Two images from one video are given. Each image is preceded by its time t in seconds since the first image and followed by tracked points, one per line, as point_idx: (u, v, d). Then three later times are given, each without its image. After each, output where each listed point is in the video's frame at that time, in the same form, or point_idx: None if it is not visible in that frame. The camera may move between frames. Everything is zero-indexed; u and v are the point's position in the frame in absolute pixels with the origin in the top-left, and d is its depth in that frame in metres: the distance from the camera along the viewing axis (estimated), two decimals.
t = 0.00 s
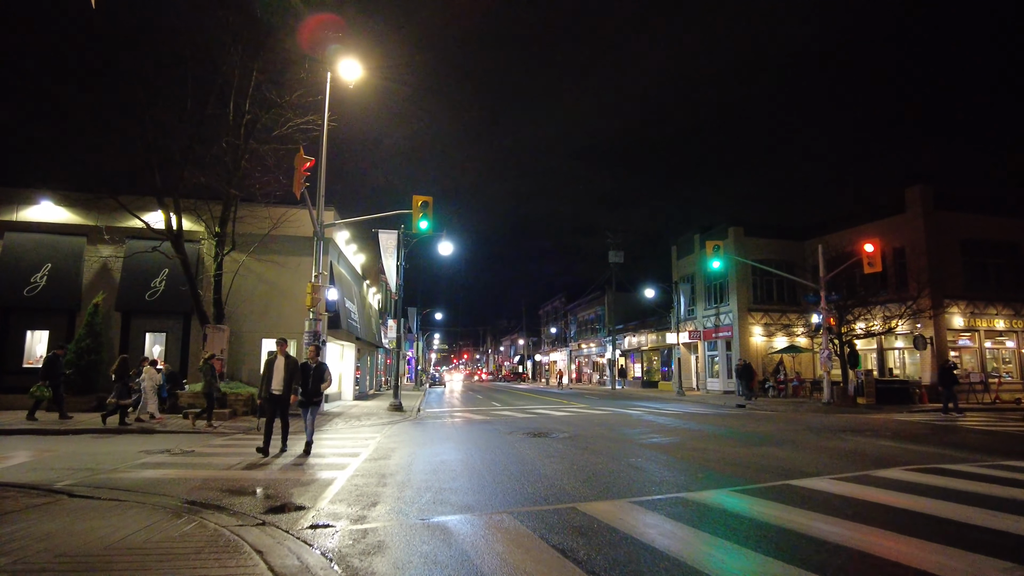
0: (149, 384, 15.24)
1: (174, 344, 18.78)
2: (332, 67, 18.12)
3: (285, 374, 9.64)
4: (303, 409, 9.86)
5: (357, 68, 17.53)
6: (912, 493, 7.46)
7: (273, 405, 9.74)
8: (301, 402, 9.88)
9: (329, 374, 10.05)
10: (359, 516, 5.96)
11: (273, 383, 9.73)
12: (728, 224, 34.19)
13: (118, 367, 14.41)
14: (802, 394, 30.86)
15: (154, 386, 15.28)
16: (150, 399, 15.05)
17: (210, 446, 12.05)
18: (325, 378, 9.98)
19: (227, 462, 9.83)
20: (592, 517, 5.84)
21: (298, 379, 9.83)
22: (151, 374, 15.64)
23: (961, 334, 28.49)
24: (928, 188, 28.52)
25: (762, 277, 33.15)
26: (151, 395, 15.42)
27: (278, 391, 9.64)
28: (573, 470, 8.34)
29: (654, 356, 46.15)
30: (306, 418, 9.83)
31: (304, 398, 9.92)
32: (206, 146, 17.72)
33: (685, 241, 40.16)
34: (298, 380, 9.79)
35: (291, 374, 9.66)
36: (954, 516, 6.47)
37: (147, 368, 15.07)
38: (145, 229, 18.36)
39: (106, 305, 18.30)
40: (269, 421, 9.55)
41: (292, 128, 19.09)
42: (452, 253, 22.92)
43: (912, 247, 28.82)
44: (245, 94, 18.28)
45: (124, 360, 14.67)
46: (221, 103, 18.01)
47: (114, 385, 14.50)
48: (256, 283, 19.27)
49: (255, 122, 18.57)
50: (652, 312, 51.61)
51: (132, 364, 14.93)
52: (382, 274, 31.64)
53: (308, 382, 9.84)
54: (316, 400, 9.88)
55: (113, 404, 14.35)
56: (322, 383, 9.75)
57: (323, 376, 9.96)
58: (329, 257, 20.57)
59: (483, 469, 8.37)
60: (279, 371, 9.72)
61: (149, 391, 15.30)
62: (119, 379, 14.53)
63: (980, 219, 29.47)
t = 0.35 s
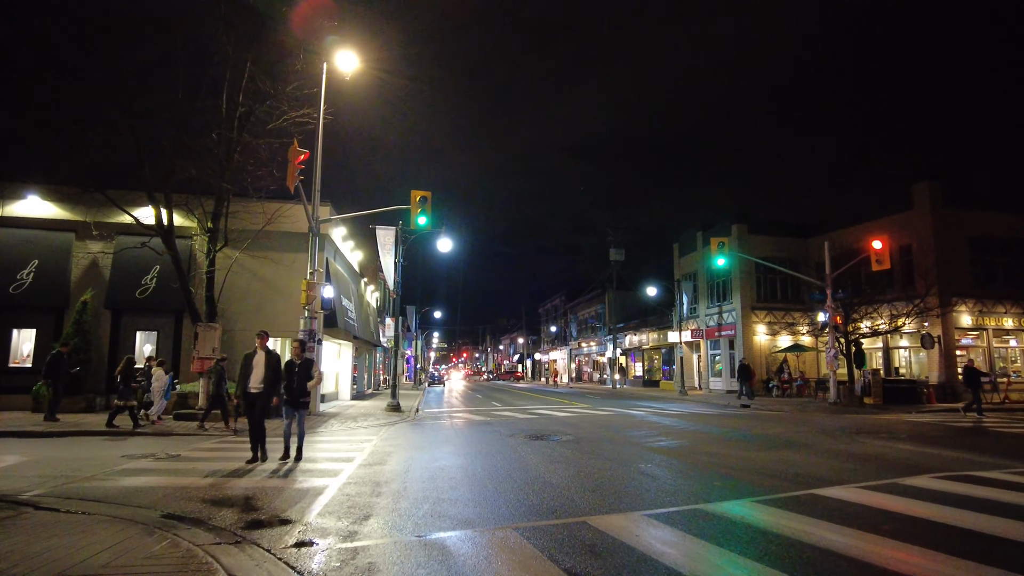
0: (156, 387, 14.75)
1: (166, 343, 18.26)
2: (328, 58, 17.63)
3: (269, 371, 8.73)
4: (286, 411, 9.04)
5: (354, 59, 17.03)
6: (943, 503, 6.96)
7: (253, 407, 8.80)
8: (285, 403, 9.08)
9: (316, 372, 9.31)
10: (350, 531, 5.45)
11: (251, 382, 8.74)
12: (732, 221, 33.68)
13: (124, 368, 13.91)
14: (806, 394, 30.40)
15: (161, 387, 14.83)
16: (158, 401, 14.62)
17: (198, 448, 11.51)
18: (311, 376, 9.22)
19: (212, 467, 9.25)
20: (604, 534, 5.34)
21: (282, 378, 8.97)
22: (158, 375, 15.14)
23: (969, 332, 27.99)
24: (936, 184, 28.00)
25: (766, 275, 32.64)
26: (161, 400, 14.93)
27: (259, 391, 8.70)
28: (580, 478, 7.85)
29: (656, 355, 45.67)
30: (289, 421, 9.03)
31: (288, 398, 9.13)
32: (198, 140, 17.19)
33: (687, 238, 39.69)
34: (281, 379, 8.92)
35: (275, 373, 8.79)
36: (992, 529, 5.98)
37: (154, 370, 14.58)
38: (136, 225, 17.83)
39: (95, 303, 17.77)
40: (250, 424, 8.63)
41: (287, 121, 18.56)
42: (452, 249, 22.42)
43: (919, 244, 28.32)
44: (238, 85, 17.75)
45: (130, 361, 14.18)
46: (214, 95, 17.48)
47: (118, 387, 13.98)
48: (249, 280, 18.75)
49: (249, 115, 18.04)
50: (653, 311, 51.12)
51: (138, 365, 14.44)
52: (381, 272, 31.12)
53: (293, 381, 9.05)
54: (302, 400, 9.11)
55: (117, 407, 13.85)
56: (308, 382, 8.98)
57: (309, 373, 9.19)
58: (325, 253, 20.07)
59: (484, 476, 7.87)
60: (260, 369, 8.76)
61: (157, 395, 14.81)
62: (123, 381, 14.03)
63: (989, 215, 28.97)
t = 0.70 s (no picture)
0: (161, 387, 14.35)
1: (155, 342, 17.67)
2: (323, 48, 17.03)
3: (247, 375, 8.02)
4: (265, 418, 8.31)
5: (349, 49, 16.46)
6: (983, 514, 6.39)
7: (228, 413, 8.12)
8: (264, 409, 8.30)
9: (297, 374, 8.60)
10: (339, 552, 4.88)
11: (227, 386, 8.04)
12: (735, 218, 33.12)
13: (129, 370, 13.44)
14: (811, 394, 29.92)
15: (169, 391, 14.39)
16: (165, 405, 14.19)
17: (183, 452, 10.90)
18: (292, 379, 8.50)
19: (192, 475, 8.63)
20: (623, 556, 4.75)
21: (260, 381, 8.29)
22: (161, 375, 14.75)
23: (978, 331, 27.47)
24: (944, 179, 27.46)
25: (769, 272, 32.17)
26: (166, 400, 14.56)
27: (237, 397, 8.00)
28: (590, 487, 7.27)
29: (657, 354, 45.14)
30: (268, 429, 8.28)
31: (266, 404, 8.37)
32: (188, 132, 16.59)
33: (690, 236, 39.20)
34: (259, 382, 8.24)
35: (252, 375, 8.05)
36: None
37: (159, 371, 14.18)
38: (123, 220, 17.21)
39: (80, 301, 17.17)
40: (226, 432, 7.98)
41: (280, 114, 17.99)
42: (450, 246, 21.87)
43: (926, 241, 27.76)
44: (229, 76, 17.15)
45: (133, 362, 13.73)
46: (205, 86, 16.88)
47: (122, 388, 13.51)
48: (241, 277, 18.18)
49: (241, 107, 17.45)
50: (654, 310, 50.59)
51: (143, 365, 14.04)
52: (378, 270, 30.55)
53: (272, 384, 8.31)
54: (282, 405, 8.37)
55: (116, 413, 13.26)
56: (289, 385, 8.25)
57: (290, 376, 8.45)
58: (320, 250, 19.48)
59: (486, 486, 7.29)
60: (236, 373, 8.05)
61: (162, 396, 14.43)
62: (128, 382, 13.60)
63: (997, 212, 28.44)
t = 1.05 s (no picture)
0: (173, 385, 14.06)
1: (150, 340, 17.12)
2: (323, 36, 16.52)
3: (226, 369, 7.22)
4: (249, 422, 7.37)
5: (350, 38, 15.95)
6: None
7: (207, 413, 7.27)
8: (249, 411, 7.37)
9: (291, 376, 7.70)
10: (333, 568, 4.33)
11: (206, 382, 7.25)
12: (743, 214, 32.54)
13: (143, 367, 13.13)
14: (821, 393, 29.40)
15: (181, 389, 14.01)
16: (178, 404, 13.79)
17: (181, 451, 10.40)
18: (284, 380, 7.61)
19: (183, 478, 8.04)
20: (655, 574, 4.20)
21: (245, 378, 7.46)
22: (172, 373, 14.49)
23: (992, 330, 26.89)
24: (957, 174, 26.86)
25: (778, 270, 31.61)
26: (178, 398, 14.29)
27: (215, 394, 7.19)
28: (608, 494, 6.71)
29: (662, 353, 44.58)
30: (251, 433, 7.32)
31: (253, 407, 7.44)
32: (184, 123, 16.05)
33: (696, 233, 38.63)
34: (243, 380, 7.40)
35: (233, 370, 7.26)
36: None
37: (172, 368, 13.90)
38: (117, 214, 16.67)
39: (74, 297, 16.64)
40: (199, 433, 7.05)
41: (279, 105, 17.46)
42: (453, 241, 21.34)
43: (939, 237, 27.13)
44: (227, 64, 16.62)
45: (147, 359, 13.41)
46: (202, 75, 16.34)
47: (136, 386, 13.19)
48: (239, 272, 17.66)
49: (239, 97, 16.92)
50: (659, 308, 50.02)
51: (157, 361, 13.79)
52: (379, 267, 30.02)
53: (259, 384, 7.44)
54: (269, 409, 7.41)
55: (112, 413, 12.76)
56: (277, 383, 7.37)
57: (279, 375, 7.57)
58: (320, 244, 18.96)
59: (496, 492, 6.73)
60: (217, 368, 7.29)
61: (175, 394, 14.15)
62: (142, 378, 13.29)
63: (1012, 208, 27.84)
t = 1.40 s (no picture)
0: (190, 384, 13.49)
1: (145, 338, 16.62)
2: (322, 26, 16.01)
3: (192, 367, 6.38)
4: (228, 428, 6.53)
5: (350, 29, 15.46)
6: None
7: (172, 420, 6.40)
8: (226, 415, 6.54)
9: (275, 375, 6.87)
10: None
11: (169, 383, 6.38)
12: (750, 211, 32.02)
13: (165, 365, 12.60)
14: (829, 393, 28.92)
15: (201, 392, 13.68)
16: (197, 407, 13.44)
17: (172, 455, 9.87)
18: (265, 380, 6.79)
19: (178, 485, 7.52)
20: None
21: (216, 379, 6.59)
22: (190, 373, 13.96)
23: (1005, 329, 26.37)
24: (970, 170, 26.28)
25: (785, 268, 31.09)
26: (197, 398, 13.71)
27: (178, 397, 6.32)
28: (626, 505, 6.21)
29: (666, 352, 44.08)
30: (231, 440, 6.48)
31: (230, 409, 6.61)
32: (180, 114, 15.56)
33: (702, 230, 38.12)
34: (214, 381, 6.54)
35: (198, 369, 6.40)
36: None
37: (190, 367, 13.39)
38: (111, 208, 16.15)
39: (65, 294, 16.11)
40: (163, 442, 6.18)
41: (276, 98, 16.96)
42: (455, 238, 20.85)
43: (951, 234, 26.52)
44: (221, 55, 16.09)
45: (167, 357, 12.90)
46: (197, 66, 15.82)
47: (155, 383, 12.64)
48: (235, 269, 17.17)
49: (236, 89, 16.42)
50: (663, 307, 49.52)
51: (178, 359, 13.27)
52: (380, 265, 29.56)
53: (236, 384, 6.60)
54: (250, 412, 6.57)
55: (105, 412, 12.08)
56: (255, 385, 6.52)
57: (258, 374, 6.74)
58: (319, 241, 18.48)
59: (505, 502, 6.24)
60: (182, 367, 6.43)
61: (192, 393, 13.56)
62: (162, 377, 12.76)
63: None
